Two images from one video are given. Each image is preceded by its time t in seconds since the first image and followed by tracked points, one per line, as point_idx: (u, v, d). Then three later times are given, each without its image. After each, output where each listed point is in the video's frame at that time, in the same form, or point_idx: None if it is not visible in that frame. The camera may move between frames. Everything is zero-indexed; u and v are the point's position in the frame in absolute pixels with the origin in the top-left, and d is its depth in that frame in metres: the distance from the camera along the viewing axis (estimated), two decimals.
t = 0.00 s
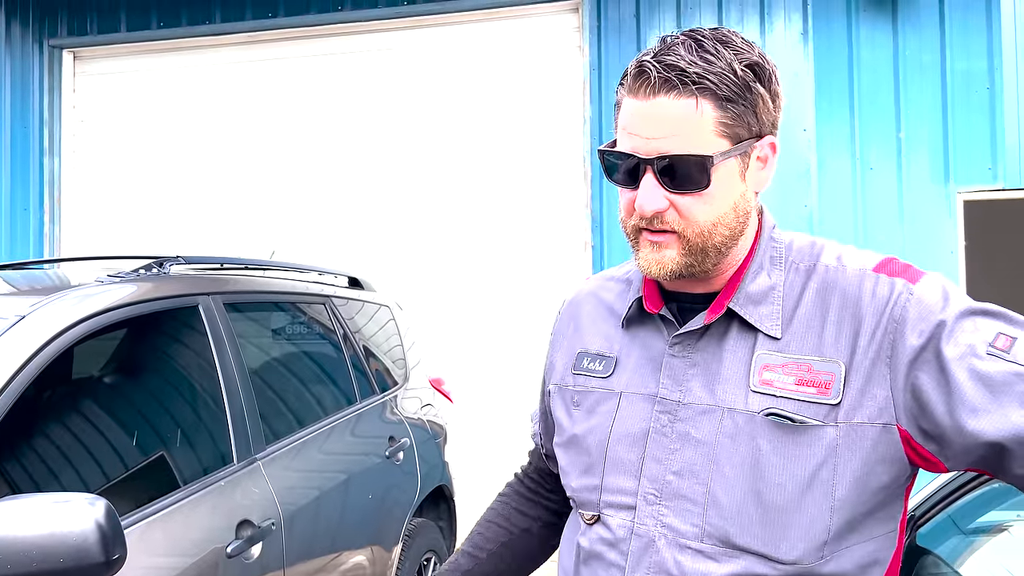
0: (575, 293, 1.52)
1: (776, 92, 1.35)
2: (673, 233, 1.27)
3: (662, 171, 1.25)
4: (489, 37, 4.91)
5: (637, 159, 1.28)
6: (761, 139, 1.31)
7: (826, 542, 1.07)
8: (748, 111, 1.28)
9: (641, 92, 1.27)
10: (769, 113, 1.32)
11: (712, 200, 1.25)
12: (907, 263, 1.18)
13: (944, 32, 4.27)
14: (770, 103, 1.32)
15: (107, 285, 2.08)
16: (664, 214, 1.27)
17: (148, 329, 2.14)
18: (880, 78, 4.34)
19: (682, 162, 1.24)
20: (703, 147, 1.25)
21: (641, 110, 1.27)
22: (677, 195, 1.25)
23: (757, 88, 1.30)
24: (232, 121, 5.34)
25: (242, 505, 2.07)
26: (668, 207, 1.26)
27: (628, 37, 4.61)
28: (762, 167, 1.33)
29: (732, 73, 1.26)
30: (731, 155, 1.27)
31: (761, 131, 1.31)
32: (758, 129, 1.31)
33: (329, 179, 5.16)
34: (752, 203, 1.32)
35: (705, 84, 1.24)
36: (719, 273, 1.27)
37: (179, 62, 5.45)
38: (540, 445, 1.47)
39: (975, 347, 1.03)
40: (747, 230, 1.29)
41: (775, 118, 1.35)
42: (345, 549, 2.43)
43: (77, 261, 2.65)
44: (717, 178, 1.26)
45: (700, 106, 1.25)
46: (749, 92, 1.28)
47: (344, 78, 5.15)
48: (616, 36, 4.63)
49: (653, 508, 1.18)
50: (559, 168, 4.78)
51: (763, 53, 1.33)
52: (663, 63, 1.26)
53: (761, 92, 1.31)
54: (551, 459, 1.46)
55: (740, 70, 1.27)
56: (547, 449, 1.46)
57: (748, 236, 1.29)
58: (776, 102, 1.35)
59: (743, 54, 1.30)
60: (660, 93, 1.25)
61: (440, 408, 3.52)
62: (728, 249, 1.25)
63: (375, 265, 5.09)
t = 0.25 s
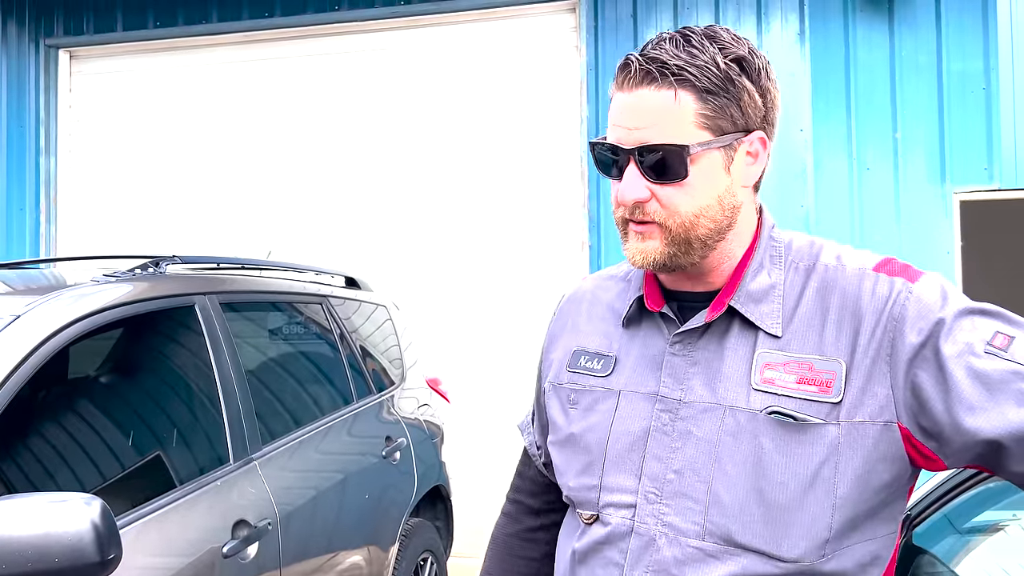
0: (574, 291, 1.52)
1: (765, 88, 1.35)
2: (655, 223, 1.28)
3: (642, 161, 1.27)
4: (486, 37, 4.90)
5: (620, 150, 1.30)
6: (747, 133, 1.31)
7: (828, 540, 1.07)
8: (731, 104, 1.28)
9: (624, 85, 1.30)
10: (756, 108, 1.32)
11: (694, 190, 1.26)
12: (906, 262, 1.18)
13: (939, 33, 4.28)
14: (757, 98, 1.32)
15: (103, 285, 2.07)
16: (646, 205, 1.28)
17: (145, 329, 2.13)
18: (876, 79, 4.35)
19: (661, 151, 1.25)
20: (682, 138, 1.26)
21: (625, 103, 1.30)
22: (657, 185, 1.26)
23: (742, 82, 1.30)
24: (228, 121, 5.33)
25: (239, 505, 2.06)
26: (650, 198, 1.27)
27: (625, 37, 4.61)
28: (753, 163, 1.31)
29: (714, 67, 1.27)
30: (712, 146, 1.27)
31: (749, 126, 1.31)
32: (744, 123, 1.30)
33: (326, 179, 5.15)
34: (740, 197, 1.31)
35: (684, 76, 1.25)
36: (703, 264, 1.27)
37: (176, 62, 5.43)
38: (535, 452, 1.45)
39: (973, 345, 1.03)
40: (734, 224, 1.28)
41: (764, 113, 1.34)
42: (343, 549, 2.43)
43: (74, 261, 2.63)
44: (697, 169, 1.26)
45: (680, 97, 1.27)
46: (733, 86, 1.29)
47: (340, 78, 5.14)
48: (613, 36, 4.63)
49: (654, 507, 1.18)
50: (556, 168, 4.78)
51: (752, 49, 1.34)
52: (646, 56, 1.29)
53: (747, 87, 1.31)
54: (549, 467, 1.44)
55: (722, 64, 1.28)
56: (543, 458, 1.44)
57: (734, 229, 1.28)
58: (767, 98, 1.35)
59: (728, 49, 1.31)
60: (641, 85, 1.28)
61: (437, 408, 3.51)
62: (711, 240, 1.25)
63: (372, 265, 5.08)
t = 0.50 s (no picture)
0: (569, 294, 1.52)
1: (752, 84, 1.35)
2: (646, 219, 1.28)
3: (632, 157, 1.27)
4: (483, 37, 4.90)
5: (611, 148, 1.31)
6: (736, 129, 1.31)
7: (825, 541, 1.07)
8: (719, 100, 1.29)
9: (614, 84, 1.31)
10: (744, 103, 1.32)
11: (683, 185, 1.26)
12: (901, 262, 1.18)
13: (936, 34, 4.29)
14: (745, 93, 1.32)
15: (100, 285, 2.07)
16: (637, 201, 1.28)
17: (141, 329, 2.13)
18: (872, 79, 4.36)
19: (650, 146, 1.26)
20: (672, 132, 1.26)
21: (615, 102, 1.31)
22: (647, 180, 1.26)
23: (729, 78, 1.30)
24: (225, 120, 5.32)
25: (235, 505, 2.05)
26: (640, 194, 1.27)
27: (623, 37, 4.60)
28: (743, 159, 1.32)
29: (700, 62, 1.27)
30: (701, 141, 1.27)
31: (738, 122, 1.31)
32: (732, 118, 1.30)
33: (323, 179, 5.14)
34: (730, 193, 1.31)
35: (672, 72, 1.26)
36: (693, 260, 1.26)
37: (173, 61, 5.42)
38: (534, 453, 1.46)
39: (967, 344, 1.02)
40: (724, 219, 1.28)
41: (753, 110, 1.34)
42: (340, 549, 2.42)
43: (71, 261, 2.63)
44: (687, 164, 1.26)
45: (667, 93, 1.28)
46: (719, 81, 1.29)
47: (337, 78, 5.13)
48: (610, 36, 4.63)
49: (651, 508, 1.18)
50: (553, 168, 4.78)
51: (738, 46, 1.34)
52: (634, 53, 1.30)
53: (734, 82, 1.31)
54: (547, 467, 1.45)
55: (708, 59, 1.28)
56: (542, 458, 1.45)
57: (724, 225, 1.28)
58: (754, 94, 1.35)
59: (715, 46, 1.32)
60: (629, 82, 1.29)
61: (435, 408, 3.51)
62: (700, 235, 1.25)
63: (369, 265, 5.08)
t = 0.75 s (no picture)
0: (567, 293, 1.52)
1: (757, 83, 1.36)
2: (658, 220, 1.27)
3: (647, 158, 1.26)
4: (481, 37, 4.90)
5: (623, 149, 1.30)
6: (745, 129, 1.31)
7: (816, 539, 1.07)
8: (729, 99, 1.29)
9: (624, 83, 1.29)
10: (751, 103, 1.32)
11: (696, 186, 1.26)
12: (896, 262, 1.18)
13: (933, 34, 4.30)
14: (752, 93, 1.33)
15: (96, 284, 2.06)
16: (648, 202, 1.28)
17: (138, 329, 2.13)
18: (870, 79, 4.36)
19: (664, 147, 1.25)
20: (686, 133, 1.26)
21: (625, 102, 1.30)
22: (659, 181, 1.26)
23: (738, 77, 1.30)
24: (222, 120, 5.31)
25: (232, 504, 2.05)
26: (653, 194, 1.27)
27: (620, 37, 4.60)
28: (748, 158, 1.33)
29: (712, 62, 1.27)
30: (713, 141, 1.27)
31: (746, 121, 1.31)
32: (741, 118, 1.31)
33: (320, 178, 5.14)
34: (737, 191, 1.32)
35: (685, 72, 1.25)
36: (703, 260, 1.27)
37: (169, 61, 5.41)
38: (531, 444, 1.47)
39: (962, 344, 1.03)
40: (732, 218, 1.29)
41: (758, 109, 1.35)
42: (336, 549, 2.42)
43: (67, 260, 2.62)
44: (700, 164, 1.26)
45: (680, 93, 1.27)
46: (729, 81, 1.29)
47: (335, 77, 5.13)
48: (608, 36, 4.62)
49: (643, 505, 1.18)
50: (550, 168, 4.78)
51: (743, 45, 1.35)
52: (644, 52, 1.29)
53: (742, 82, 1.31)
54: (544, 458, 1.46)
55: (718, 59, 1.28)
56: (538, 449, 1.46)
57: (732, 224, 1.29)
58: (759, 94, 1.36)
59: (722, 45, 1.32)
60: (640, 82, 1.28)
61: (432, 408, 3.51)
62: (712, 235, 1.25)
63: (366, 265, 5.07)
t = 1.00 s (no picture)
0: (568, 290, 1.52)
1: (754, 79, 1.36)
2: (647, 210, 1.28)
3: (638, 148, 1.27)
4: (478, 36, 4.90)
5: (616, 140, 1.31)
6: (739, 124, 1.31)
7: (820, 537, 1.07)
8: (722, 94, 1.29)
9: (619, 77, 1.31)
10: (746, 98, 1.33)
11: (687, 178, 1.26)
12: (895, 260, 1.18)
13: (929, 34, 4.30)
14: (747, 88, 1.33)
15: (92, 283, 2.06)
16: (639, 192, 1.28)
17: (135, 328, 2.12)
18: (867, 79, 4.37)
19: (655, 139, 1.26)
20: (676, 125, 1.26)
21: (621, 94, 1.32)
22: (650, 172, 1.26)
23: (732, 72, 1.31)
24: (219, 119, 5.30)
25: (229, 504, 2.05)
26: (644, 185, 1.27)
27: (617, 36, 4.60)
28: (744, 153, 1.32)
29: (705, 56, 1.27)
30: (704, 133, 1.27)
31: (740, 116, 1.31)
32: (735, 113, 1.31)
33: (317, 178, 5.13)
34: (731, 186, 1.31)
35: (676, 65, 1.26)
36: (694, 253, 1.27)
37: (166, 60, 5.40)
38: (528, 450, 1.46)
39: (961, 342, 1.02)
40: (725, 212, 1.29)
41: (754, 105, 1.35)
42: (334, 548, 2.42)
43: (63, 259, 2.61)
44: (690, 156, 1.26)
45: (672, 85, 1.27)
46: (722, 76, 1.30)
47: (332, 76, 5.12)
48: (605, 35, 4.62)
49: (646, 504, 1.18)
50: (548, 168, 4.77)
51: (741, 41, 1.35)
52: (639, 46, 1.30)
53: (737, 77, 1.32)
54: (541, 464, 1.45)
55: (712, 53, 1.28)
56: (536, 455, 1.46)
57: (726, 219, 1.29)
58: (756, 90, 1.36)
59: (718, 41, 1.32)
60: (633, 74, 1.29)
61: (429, 408, 3.50)
62: (702, 228, 1.25)
63: (364, 264, 5.07)
